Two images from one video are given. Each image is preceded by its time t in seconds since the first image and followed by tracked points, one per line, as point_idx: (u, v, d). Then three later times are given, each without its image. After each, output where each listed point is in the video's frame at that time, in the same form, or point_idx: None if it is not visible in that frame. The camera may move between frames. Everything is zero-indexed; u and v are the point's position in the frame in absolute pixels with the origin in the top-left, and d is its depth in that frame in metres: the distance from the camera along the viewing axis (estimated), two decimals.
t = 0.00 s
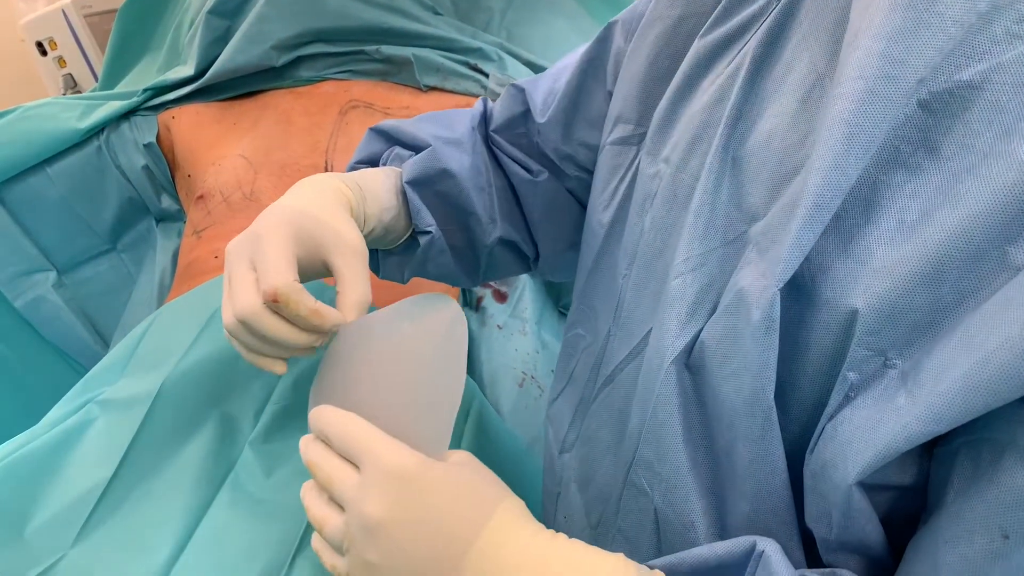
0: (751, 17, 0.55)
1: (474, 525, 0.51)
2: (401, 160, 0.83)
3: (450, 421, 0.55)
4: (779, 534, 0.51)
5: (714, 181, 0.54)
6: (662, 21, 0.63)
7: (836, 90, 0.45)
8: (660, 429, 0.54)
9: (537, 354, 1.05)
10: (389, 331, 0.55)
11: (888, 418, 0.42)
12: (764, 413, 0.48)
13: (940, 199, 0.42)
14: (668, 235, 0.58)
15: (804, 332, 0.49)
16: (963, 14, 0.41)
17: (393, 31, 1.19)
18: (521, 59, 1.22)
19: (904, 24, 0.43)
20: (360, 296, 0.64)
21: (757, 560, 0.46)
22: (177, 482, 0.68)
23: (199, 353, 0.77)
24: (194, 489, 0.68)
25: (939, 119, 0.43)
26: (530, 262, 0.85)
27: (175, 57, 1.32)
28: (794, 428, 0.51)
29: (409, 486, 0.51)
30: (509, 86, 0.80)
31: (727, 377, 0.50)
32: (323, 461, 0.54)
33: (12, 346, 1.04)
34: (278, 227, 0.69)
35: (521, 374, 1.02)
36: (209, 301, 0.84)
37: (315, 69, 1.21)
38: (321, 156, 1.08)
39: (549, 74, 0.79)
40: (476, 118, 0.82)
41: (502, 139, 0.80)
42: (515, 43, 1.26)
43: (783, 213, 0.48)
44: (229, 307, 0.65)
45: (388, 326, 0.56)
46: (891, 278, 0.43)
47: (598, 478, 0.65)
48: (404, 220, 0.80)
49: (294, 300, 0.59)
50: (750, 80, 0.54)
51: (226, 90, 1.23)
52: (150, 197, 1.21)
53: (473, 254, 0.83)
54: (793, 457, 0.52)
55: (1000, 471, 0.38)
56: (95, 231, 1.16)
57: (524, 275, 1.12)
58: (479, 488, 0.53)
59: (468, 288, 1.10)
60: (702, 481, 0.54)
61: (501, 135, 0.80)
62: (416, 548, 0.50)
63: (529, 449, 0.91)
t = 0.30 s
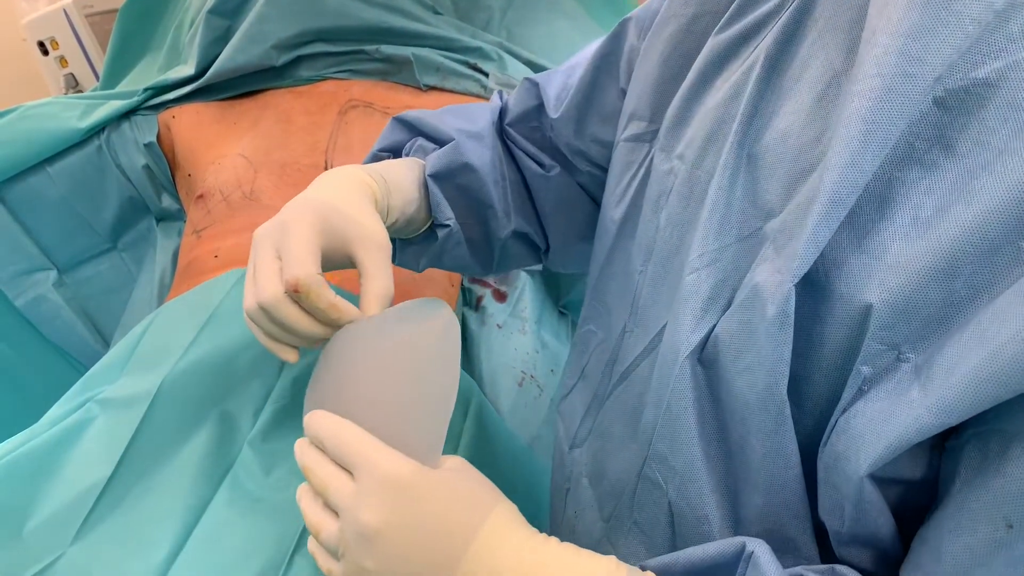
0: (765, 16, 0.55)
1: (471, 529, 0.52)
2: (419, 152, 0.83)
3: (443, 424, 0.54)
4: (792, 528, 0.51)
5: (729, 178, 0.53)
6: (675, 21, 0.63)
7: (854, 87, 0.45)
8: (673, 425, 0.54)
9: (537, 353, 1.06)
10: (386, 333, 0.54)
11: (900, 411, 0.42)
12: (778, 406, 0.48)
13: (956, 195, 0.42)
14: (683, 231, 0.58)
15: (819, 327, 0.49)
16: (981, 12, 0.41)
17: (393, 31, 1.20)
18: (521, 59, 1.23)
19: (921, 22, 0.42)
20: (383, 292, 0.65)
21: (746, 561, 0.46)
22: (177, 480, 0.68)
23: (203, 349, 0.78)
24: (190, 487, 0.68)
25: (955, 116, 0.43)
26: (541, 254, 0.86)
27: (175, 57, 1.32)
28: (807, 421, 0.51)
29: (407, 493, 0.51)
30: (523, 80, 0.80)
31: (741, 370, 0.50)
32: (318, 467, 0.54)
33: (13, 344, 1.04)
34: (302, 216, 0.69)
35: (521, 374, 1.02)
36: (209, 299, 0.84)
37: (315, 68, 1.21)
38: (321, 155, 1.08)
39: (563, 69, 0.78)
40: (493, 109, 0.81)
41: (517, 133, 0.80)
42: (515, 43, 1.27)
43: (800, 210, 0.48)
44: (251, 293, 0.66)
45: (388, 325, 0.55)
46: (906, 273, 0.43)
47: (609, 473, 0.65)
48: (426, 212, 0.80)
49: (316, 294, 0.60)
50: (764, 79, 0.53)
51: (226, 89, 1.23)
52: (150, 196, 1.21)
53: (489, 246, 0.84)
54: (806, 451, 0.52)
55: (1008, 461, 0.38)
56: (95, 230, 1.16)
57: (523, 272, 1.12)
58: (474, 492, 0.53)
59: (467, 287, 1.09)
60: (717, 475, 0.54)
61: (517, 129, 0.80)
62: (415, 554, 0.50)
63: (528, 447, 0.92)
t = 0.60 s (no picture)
0: (778, 20, 0.54)
1: (429, 506, 0.51)
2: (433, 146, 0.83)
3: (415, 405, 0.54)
4: (768, 532, 0.51)
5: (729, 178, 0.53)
6: (690, 24, 0.63)
7: (848, 89, 0.45)
8: (659, 423, 0.54)
9: (537, 353, 1.07)
10: (370, 308, 0.53)
11: (871, 415, 0.42)
12: (757, 405, 0.48)
13: (940, 202, 0.42)
14: (684, 232, 0.58)
15: (801, 330, 0.49)
16: (977, 19, 0.40)
17: (393, 31, 1.20)
18: (523, 59, 1.24)
19: (914, 26, 0.42)
20: (373, 271, 0.63)
21: (702, 555, 0.47)
22: (177, 482, 0.68)
23: (202, 348, 0.78)
24: (189, 489, 0.68)
25: (949, 123, 0.43)
26: (554, 253, 0.86)
27: (176, 57, 1.33)
28: (786, 426, 0.51)
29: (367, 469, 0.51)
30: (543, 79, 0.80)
31: (724, 371, 0.50)
32: (289, 439, 0.54)
33: (12, 344, 1.04)
34: (302, 193, 0.69)
35: (521, 374, 1.03)
36: (209, 299, 0.84)
37: (315, 68, 1.22)
38: (321, 154, 1.07)
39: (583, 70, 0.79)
40: (510, 106, 0.81)
41: (534, 130, 0.80)
42: (517, 44, 1.28)
43: (790, 213, 0.48)
44: (244, 264, 0.66)
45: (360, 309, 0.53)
46: (887, 278, 0.43)
47: (601, 467, 0.64)
48: (432, 205, 0.80)
49: (300, 265, 0.60)
50: (773, 82, 0.53)
51: (227, 89, 1.23)
52: (151, 196, 1.22)
53: (499, 241, 0.83)
54: (783, 454, 0.53)
55: (972, 466, 0.38)
56: (96, 230, 1.16)
57: (524, 273, 1.12)
58: (436, 472, 0.53)
59: (468, 286, 1.08)
60: (698, 476, 0.55)
61: (533, 127, 0.80)
62: (372, 528, 0.50)
63: (528, 448, 0.93)
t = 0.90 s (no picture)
0: (770, 21, 0.54)
1: (405, 483, 0.51)
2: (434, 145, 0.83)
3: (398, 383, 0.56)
4: (739, 534, 0.51)
5: (716, 178, 0.53)
6: (688, 25, 0.63)
7: (828, 90, 0.45)
8: (635, 421, 0.54)
9: (537, 353, 1.07)
10: (361, 290, 0.55)
11: (836, 418, 0.42)
12: (729, 404, 0.48)
13: (913, 204, 0.42)
14: (673, 232, 0.58)
15: (775, 332, 0.49)
16: (958, 22, 0.40)
17: (394, 30, 1.20)
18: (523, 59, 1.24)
19: (897, 29, 0.42)
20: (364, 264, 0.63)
21: (672, 544, 0.47)
22: (175, 482, 0.68)
23: (202, 347, 0.77)
24: (188, 489, 0.68)
25: (928, 126, 0.43)
26: (555, 255, 0.86)
27: (176, 57, 1.32)
28: (759, 425, 0.51)
29: (346, 442, 0.51)
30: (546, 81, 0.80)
31: (701, 372, 0.50)
32: (273, 415, 0.55)
33: (11, 343, 1.04)
34: (296, 184, 0.69)
35: (521, 373, 1.03)
36: (207, 298, 0.84)
37: (315, 67, 1.22)
38: (320, 152, 1.09)
39: (584, 74, 0.78)
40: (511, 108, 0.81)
41: (537, 132, 0.79)
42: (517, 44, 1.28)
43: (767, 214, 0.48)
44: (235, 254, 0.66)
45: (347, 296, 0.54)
46: (858, 280, 0.43)
47: (587, 466, 0.64)
48: (432, 203, 0.80)
49: (290, 255, 0.60)
50: (765, 82, 0.52)
51: (226, 89, 1.23)
52: (152, 195, 1.22)
53: (500, 242, 0.83)
54: (754, 455, 0.52)
55: (935, 470, 0.38)
56: (96, 230, 1.16)
57: (524, 274, 1.12)
58: (415, 451, 0.53)
59: (468, 286, 1.08)
60: (674, 475, 0.54)
61: (534, 129, 0.80)
62: (347, 501, 0.50)
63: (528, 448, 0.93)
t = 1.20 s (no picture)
0: (764, 25, 0.54)
1: (396, 483, 0.51)
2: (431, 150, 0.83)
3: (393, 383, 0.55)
4: (730, 541, 0.51)
5: (707, 184, 0.53)
6: (684, 28, 0.63)
7: (815, 95, 0.45)
8: (627, 426, 0.54)
9: (537, 355, 1.07)
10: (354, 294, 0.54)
11: (824, 425, 0.42)
12: (719, 411, 0.48)
13: (899, 209, 0.43)
14: (666, 237, 0.57)
15: (762, 338, 0.49)
16: (941, 25, 0.41)
17: (394, 31, 1.20)
18: (523, 60, 1.25)
19: (881, 32, 0.42)
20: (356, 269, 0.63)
21: (663, 549, 0.47)
22: (174, 485, 0.68)
23: (201, 350, 0.78)
24: (187, 492, 0.68)
25: (914, 130, 0.43)
26: (554, 260, 0.86)
27: (177, 58, 1.33)
28: (748, 431, 0.51)
29: (337, 441, 0.51)
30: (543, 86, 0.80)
31: (691, 378, 0.50)
32: (267, 415, 0.55)
33: (11, 345, 1.04)
34: (291, 192, 0.70)
35: (521, 375, 1.02)
36: (205, 300, 0.84)
37: (315, 68, 1.22)
38: (320, 154, 1.09)
39: (579, 79, 0.79)
40: (507, 113, 0.81)
41: (534, 138, 0.80)
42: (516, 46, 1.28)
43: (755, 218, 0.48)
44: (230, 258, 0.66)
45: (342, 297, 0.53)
46: (844, 285, 0.43)
47: (582, 471, 0.64)
48: (429, 210, 0.80)
49: (281, 259, 0.60)
50: (755, 86, 0.52)
51: (227, 90, 1.23)
52: (152, 196, 1.22)
53: (499, 247, 0.83)
54: (745, 461, 0.53)
55: (921, 478, 0.39)
56: (97, 232, 1.16)
57: (524, 277, 1.12)
58: (406, 453, 0.53)
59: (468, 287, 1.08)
60: (666, 481, 0.54)
61: (531, 134, 0.80)
62: (342, 501, 0.50)
63: (529, 449, 0.93)
